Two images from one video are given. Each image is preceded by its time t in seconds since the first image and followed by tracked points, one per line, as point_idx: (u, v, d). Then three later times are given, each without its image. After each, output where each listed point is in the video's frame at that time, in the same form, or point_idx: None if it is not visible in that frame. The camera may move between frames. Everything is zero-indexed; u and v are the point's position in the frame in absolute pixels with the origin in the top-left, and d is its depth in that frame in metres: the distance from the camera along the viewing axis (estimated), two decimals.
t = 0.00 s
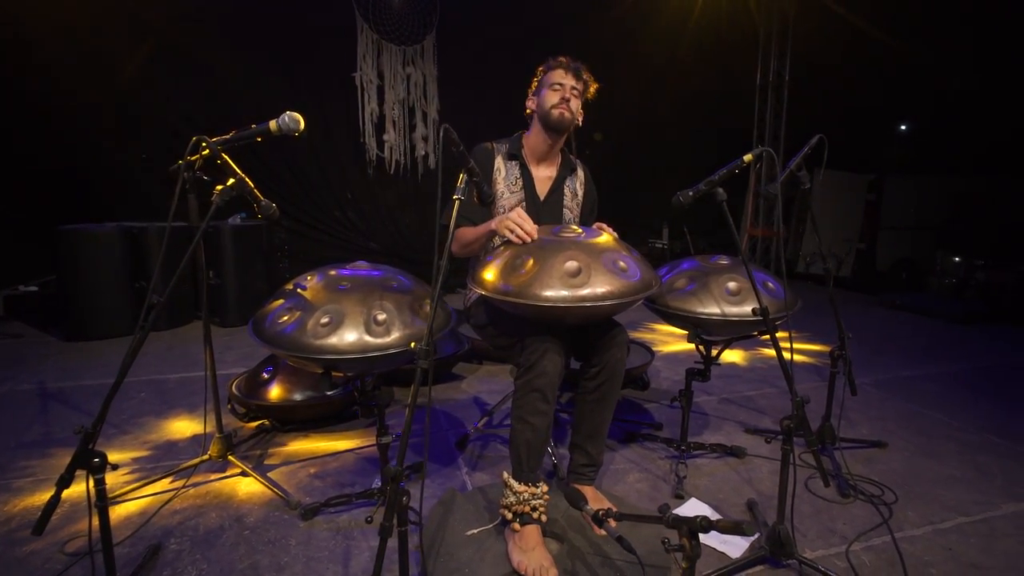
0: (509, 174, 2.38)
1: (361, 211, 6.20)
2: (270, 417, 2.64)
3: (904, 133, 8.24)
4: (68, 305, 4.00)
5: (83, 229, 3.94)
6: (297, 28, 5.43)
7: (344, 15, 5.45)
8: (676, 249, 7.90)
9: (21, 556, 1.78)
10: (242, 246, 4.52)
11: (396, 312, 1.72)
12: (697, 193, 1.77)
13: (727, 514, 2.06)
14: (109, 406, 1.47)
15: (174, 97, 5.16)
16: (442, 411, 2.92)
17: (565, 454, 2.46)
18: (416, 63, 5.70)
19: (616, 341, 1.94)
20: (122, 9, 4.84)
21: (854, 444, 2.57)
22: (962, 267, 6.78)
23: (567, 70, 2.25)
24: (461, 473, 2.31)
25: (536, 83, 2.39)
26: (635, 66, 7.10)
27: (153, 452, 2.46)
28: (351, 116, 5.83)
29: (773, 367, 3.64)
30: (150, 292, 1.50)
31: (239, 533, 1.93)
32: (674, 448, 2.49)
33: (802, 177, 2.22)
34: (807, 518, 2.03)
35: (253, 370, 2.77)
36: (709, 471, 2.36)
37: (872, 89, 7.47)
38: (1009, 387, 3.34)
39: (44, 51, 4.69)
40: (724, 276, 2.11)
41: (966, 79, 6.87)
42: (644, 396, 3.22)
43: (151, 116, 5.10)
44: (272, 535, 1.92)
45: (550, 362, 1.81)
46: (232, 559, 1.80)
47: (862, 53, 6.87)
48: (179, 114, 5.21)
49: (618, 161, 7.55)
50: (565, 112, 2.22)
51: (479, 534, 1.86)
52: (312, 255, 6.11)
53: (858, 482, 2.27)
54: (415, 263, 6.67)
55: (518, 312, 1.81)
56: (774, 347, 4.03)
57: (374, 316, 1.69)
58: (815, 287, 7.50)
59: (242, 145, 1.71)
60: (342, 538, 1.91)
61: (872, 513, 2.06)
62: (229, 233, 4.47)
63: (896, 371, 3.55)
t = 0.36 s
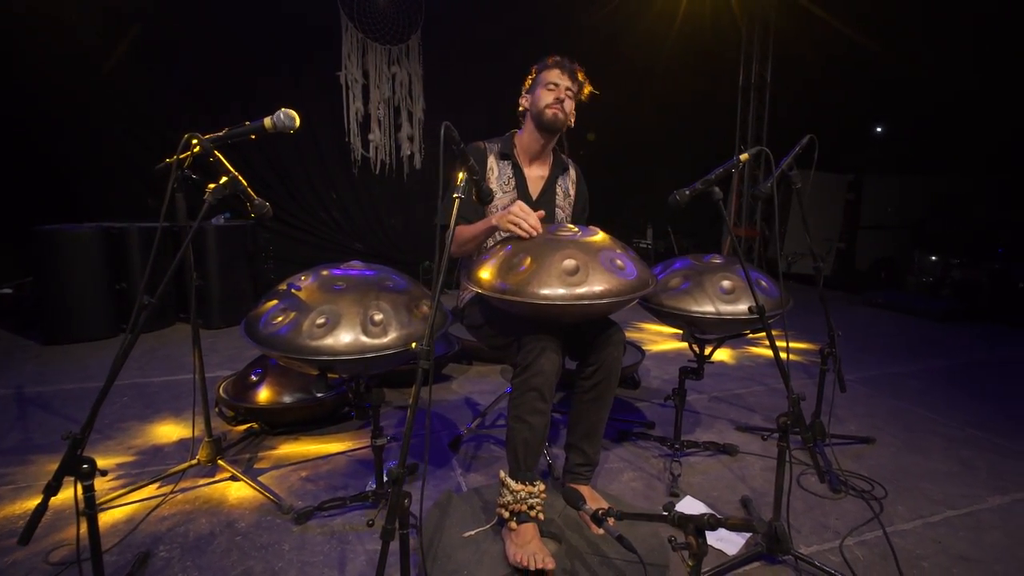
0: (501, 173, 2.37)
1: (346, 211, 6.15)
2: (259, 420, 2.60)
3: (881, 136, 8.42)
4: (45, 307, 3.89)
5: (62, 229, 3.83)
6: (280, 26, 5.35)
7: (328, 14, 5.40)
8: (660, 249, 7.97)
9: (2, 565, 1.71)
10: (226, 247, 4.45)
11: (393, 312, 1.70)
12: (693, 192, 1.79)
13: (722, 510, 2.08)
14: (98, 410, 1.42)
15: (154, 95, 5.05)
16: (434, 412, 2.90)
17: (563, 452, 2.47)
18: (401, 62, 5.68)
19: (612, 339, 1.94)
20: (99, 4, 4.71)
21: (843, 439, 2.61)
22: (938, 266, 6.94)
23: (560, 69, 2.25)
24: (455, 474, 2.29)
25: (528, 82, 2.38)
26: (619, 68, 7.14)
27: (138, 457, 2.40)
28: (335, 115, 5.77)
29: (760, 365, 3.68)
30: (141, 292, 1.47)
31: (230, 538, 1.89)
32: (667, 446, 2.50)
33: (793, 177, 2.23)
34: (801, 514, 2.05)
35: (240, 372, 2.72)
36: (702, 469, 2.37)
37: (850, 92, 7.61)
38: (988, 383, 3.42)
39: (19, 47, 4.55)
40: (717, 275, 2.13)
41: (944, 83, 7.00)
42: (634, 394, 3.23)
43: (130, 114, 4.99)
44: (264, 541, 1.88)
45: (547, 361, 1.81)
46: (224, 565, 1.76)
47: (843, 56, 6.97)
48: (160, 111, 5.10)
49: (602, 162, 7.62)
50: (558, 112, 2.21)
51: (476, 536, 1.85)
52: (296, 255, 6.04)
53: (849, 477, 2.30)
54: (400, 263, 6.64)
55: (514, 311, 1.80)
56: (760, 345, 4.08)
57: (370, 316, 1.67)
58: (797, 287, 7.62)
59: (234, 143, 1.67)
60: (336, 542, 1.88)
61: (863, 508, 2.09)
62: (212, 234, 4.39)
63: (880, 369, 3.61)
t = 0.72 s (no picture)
0: (499, 174, 2.37)
1: (336, 214, 6.11)
2: (252, 425, 2.57)
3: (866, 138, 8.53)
4: (29, 312, 3.82)
5: (46, 231, 3.78)
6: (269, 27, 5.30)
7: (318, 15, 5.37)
8: (650, 251, 8.00)
9: None
10: (216, 250, 4.40)
11: (391, 315, 1.68)
12: (691, 194, 1.80)
13: (720, 511, 2.08)
14: (90, 416, 1.40)
15: (140, 96, 4.98)
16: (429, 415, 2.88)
17: (563, 454, 2.47)
18: (392, 64, 5.66)
19: (611, 341, 1.94)
20: (83, 4, 4.63)
21: (837, 439, 2.63)
22: (924, 266, 7.04)
23: (555, 69, 2.24)
24: (453, 477, 2.28)
25: (525, 83, 2.38)
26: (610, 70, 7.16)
27: (129, 463, 2.36)
28: (326, 117, 5.73)
29: (754, 365, 3.69)
30: (134, 295, 1.44)
31: (225, 546, 1.86)
32: (664, 447, 2.50)
33: (787, 178, 2.23)
34: (797, 513, 2.06)
35: (233, 376, 2.68)
36: (699, 470, 2.37)
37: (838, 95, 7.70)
38: (978, 382, 3.46)
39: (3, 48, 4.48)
40: (714, 276, 2.14)
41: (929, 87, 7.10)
42: (629, 395, 3.24)
43: (117, 116, 4.92)
44: (260, 547, 1.86)
45: (546, 364, 1.80)
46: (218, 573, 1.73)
47: (832, 58, 7.03)
48: (147, 112, 5.03)
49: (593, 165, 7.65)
50: (555, 111, 2.21)
51: (475, 539, 1.84)
52: (286, 258, 5.98)
53: (844, 476, 2.32)
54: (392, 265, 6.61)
55: (512, 313, 1.79)
56: (753, 346, 4.11)
57: (368, 319, 1.65)
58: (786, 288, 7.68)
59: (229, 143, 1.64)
60: (333, 548, 1.86)
61: (859, 507, 2.10)
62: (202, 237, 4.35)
63: (871, 368, 3.65)
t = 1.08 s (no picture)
0: (494, 176, 2.38)
1: (325, 217, 6.09)
2: (244, 429, 2.54)
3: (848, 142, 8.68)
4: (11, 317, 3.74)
5: (28, 234, 3.71)
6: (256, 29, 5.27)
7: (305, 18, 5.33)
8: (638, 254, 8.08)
9: None
10: (204, 253, 4.35)
11: (390, 317, 1.68)
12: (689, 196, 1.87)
13: (714, 509, 2.11)
14: (87, 421, 1.38)
15: (125, 97, 4.91)
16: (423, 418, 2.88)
17: (558, 451, 2.48)
18: (380, 66, 5.64)
19: (608, 342, 1.95)
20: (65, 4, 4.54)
21: (827, 438, 2.67)
22: (905, 267, 7.20)
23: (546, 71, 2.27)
24: (449, 480, 2.28)
25: (517, 87, 2.41)
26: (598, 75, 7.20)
27: (119, 470, 2.33)
28: (314, 119, 5.69)
29: (743, 366, 3.75)
30: (132, 299, 1.42)
31: (221, 551, 1.84)
32: (658, 447, 2.53)
33: (779, 181, 2.26)
34: (791, 511, 2.09)
35: (224, 380, 2.65)
36: (693, 470, 2.40)
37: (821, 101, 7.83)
38: (960, 380, 3.54)
39: None
40: (708, 278, 2.16)
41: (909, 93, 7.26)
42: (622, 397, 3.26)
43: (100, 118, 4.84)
44: (256, 552, 1.85)
45: (544, 365, 1.81)
46: None
47: (815, 65, 7.15)
48: (132, 115, 4.98)
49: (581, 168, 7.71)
50: (548, 107, 2.21)
51: (474, 541, 1.84)
52: (275, 262, 5.95)
53: (834, 474, 2.36)
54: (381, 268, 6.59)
55: (511, 314, 1.80)
56: (742, 347, 4.16)
57: (368, 321, 1.65)
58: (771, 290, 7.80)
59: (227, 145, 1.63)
60: (331, 552, 1.85)
61: (850, 504, 2.14)
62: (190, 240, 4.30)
63: (857, 367, 3.72)
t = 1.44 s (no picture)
0: (486, 180, 2.39)
1: (310, 219, 6.06)
2: (234, 433, 2.53)
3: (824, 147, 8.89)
4: None
5: (4, 236, 3.62)
6: (240, 29, 5.21)
7: (288, 17, 5.28)
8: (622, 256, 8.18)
9: None
10: (187, 255, 4.30)
11: (388, 319, 1.69)
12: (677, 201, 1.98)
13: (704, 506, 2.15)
14: (86, 425, 1.37)
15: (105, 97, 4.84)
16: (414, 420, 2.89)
17: (553, 454, 2.53)
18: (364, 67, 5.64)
19: (601, 343, 1.98)
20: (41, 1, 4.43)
21: (810, 435, 2.74)
22: (880, 268, 7.40)
23: (537, 78, 2.28)
24: (443, 481, 2.30)
25: (508, 91, 2.42)
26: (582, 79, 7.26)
27: (107, 475, 2.30)
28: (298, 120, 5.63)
29: (728, 366, 3.82)
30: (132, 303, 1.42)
31: (216, 556, 1.83)
32: (648, 446, 2.57)
33: (766, 186, 2.31)
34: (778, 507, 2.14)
35: (213, 384, 2.63)
36: (682, 468, 2.45)
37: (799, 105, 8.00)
38: (933, 377, 3.67)
39: None
40: (699, 280, 2.21)
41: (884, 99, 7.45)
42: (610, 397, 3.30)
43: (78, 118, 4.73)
44: (252, 556, 1.84)
45: (540, 366, 1.83)
46: None
47: (794, 71, 7.31)
48: (112, 115, 4.90)
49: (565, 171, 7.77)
50: (540, 117, 2.24)
51: (471, 542, 1.86)
52: (258, 264, 5.90)
53: (819, 471, 2.42)
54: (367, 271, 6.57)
55: (506, 317, 1.82)
56: (726, 347, 4.24)
57: (366, 324, 1.66)
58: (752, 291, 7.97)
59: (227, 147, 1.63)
60: (328, 554, 1.85)
61: (835, 500, 2.20)
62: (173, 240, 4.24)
63: (837, 367, 3.82)
